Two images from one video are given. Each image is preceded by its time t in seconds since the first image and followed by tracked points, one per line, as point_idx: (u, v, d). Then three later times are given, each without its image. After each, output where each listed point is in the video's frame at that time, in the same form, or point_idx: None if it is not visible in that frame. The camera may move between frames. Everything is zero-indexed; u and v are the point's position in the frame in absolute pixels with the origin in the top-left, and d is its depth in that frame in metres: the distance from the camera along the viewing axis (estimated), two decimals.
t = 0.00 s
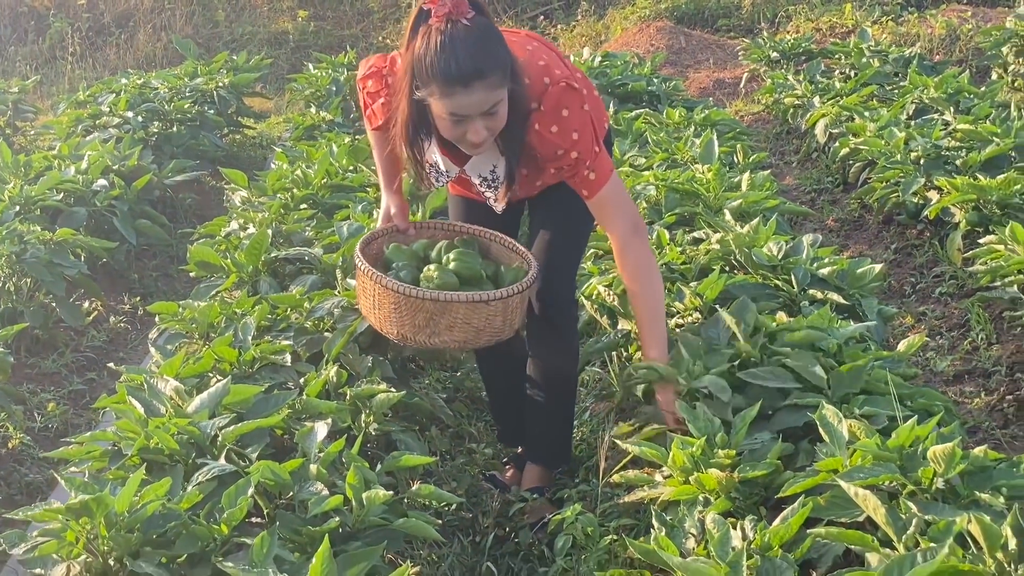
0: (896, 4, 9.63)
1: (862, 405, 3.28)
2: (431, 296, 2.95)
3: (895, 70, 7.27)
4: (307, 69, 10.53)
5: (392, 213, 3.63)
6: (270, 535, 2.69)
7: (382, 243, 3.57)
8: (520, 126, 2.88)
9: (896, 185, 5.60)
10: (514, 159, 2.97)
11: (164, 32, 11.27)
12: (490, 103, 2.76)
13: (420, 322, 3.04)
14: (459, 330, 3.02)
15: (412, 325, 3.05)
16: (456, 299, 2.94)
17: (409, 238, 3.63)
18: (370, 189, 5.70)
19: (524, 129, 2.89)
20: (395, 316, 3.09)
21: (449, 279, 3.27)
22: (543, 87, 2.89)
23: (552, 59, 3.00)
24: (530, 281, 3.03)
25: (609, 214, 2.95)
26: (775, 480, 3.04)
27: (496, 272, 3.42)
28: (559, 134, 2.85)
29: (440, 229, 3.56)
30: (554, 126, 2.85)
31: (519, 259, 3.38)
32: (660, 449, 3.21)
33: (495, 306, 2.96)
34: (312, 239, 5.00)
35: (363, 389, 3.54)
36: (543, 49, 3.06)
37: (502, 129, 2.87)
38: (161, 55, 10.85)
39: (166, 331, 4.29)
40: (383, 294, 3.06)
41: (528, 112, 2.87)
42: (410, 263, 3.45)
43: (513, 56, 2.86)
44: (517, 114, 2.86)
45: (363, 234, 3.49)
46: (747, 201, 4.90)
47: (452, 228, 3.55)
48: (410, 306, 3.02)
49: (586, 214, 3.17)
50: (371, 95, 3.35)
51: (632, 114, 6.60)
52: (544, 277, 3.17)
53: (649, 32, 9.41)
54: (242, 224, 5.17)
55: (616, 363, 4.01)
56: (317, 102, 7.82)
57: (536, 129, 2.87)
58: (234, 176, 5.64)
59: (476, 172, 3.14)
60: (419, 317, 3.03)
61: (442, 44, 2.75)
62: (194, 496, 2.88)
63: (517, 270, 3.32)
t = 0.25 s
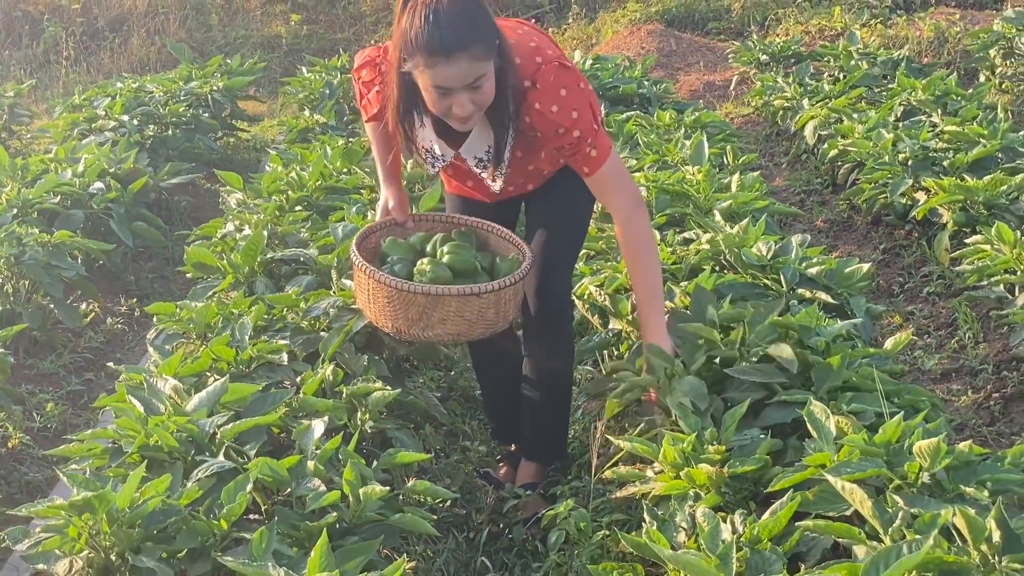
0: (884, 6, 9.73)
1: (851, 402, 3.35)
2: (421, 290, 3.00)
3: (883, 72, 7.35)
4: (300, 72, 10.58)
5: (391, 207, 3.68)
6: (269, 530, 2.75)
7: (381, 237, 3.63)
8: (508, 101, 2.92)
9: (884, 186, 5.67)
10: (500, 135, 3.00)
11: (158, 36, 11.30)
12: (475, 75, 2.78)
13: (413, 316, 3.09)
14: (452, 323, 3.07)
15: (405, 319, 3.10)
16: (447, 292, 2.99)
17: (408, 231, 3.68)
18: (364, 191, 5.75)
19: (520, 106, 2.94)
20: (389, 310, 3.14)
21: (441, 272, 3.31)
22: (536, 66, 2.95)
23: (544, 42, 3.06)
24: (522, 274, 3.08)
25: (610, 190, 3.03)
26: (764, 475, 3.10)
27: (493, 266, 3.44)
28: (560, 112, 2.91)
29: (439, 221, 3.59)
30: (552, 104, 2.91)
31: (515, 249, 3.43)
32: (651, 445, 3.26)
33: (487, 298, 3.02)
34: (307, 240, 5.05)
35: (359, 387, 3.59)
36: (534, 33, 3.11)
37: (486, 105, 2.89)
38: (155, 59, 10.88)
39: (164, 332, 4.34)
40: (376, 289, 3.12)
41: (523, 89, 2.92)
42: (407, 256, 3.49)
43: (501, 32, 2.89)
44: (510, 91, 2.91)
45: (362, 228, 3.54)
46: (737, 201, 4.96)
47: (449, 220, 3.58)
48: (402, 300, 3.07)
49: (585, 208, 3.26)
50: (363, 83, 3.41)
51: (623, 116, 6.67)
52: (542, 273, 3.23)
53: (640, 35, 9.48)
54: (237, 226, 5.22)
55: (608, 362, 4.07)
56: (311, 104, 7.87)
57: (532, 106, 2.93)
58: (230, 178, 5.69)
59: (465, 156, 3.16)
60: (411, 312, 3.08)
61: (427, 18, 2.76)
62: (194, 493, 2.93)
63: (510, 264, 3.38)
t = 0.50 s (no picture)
0: (878, 16, 9.81)
1: (845, 407, 3.40)
2: (411, 280, 3.03)
3: (877, 80, 7.42)
4: (298, 81, 10.63)
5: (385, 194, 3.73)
6: (271, 534, 2.78)
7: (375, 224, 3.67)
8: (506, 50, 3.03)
9: (878, 195, 5.72)
10: (497, 86, 3.09)
11: (155, 45, 11.35)
12: (463, 27, 2.84)
13: (405, 305, 3.11)
14: (443, 313, 3.09)
15: (397, 308, 3.13)
16: (437, 283, 3.01)
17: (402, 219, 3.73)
18: (363, 199, 5.80)
19: (519, 58, 3.07)
20: (382, 298, 3.17)
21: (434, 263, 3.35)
22: (536, 28, 3.07)
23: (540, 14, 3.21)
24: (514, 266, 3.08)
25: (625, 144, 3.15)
26: (760, 480, 3.15)
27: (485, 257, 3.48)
28: (571, 68, 3.03)
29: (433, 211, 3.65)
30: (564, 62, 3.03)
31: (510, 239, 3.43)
32: (648, 450, 3.32)
33: (478, 289, 3.03)
34: (307, 248, 5.09)
35: (359, 394, 3.63)
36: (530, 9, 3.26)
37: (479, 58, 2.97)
38: (152, 68, 10.91)
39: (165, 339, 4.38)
40: (369, 278, 3.15)
41: (524, 42, 3.06)
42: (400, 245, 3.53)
43: None
44: (508, 47, 3.04)
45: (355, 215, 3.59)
46: (732, 209, 5.02)
47: (441, 208, 3.64)
48: (393, 290, 3.10)
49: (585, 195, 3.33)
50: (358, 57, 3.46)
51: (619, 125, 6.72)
52: (534, 259, 3.20)
53: (636, 45, 9.55)
54: (237, 234, 5.26)
55: (605, 368, 4.11)
56: (309, 114, 7.92)
57: (531, 58, 3.05)
58: (229, 187, 5.73)
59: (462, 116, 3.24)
60: (402, 301, 3.11)
61: None
62: (197, 498, 2.97)
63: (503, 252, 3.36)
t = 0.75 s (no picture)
0: (878, 39, 9.90)
1: (848, 426, 3.43)
2: (415, 270, 2.73)
3: (877, 104, 7.49)
4: (301, 100, 10.71)
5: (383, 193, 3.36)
6: (279, 550, 2.80)
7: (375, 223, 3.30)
8: (523, 24, 2.71)
9: (879, 217, 5.76)
10: (512, 64, 2.76)
11: (158, 64, 11.43)
12: (471, 7, 2.53)
13: (408, 299, 2.80)
14: (450, 308, 2.79)
15: (398, 304, 2.82)
16: (443, 274, 2.72)
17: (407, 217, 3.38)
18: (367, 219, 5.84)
19: (536, 35, 2.75)
20: (382, 295, 2.85)
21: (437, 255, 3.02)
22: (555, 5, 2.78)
23: None
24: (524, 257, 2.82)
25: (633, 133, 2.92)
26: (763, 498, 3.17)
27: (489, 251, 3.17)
28: (595, 44, 2.75)
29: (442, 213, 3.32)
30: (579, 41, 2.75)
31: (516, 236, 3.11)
32: (651, 468, 3.34)
33: (485, 281, 2.76)
34: (311, 267, 5.13)
35: (365, 411, 3.66)
36: None
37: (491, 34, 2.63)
38: (156, 87, 11.00)
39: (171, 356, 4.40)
40: (368, 270, 2.83)
41: (542, 17, 2.74)
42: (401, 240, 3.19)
43: None
44: (528, 21, 2.73)
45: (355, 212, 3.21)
46: (734, 231, 5.05)
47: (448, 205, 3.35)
48: (396, 283, 2.79)
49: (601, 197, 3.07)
50: (362, 30, 3.07)
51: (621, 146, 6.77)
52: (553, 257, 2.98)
53: (637, 67, 9.63)
54: (243, 253, 5.30)
55: (606, 387, 4.10)
56: (313, 133, 7.98)
57: (548, 33, 2.74)
58: (235, 206, 5.77)
59: (471, 99, 2.89)
60: (406, 295, 2.80)
61: None
62: (206, 513, 3.01)
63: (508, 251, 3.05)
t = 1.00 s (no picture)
0: (883, 56, 9.94)
1: (854, 442, 3.43)
2: (475, 278, 2.67)
3: (882, 120, 7.52)
4: (308, 114, 10.78)
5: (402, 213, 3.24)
6: (289, 562, 2.84)
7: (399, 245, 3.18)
8: (543, 41, 2.71)
9: (884, 234, 5.78)
10: (537, 82, 2.76)
11: (165, 77, 11.50)
12: (481, 26, 2.54)
13: (464, 311, 2.74)
14: (508, 315, 2.75)
15: (455, 315, 2.75)
16: (503, 280, 2.68)
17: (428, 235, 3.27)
18: (374, 233, 5.88)
19: (563, 49, 2.75)
20: (434, 309, 2.78)
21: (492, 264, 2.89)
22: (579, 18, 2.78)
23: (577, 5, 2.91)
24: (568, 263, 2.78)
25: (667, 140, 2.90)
26: (770, 513, 3.18)
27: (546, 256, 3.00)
28: (624, 50, 2.75)
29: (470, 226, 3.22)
30: (606, 50, 2.74)
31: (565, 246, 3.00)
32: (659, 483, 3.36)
33: (544, 285, 2.73)
34: (319, 280, 5.16)
35: (374, 424, 3.68)
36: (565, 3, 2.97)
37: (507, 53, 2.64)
38: (163, 99, 11.07)
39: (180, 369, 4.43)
40: (419, 282, 2.75)
41: (568, 30, 2.75)
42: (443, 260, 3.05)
43: None
44: (553, 35, 2.74)
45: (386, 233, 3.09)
46: (740, 246, 5.08)
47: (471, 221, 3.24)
48: (452, 294, 2.73)
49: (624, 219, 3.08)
50: (376, 53, 3.04)
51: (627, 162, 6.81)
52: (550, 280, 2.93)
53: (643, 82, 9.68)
54: (250, 266, 5.34)
55: (613, 402, 4.12)
56: (320, 147, 8.03)
57: (576, 46, 2.75)
58: (243, 219, 5.81)
59: (499, 119, 2.88)
60: (463, 304, 2.74)
61: None
62: (215, 525, 3.03)
63: (547, 253, 3.03)
